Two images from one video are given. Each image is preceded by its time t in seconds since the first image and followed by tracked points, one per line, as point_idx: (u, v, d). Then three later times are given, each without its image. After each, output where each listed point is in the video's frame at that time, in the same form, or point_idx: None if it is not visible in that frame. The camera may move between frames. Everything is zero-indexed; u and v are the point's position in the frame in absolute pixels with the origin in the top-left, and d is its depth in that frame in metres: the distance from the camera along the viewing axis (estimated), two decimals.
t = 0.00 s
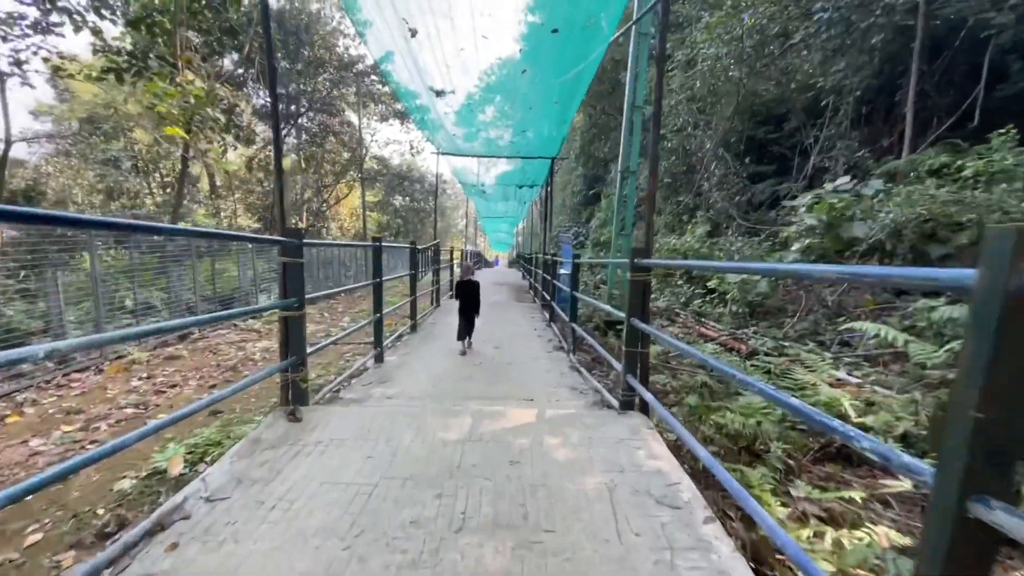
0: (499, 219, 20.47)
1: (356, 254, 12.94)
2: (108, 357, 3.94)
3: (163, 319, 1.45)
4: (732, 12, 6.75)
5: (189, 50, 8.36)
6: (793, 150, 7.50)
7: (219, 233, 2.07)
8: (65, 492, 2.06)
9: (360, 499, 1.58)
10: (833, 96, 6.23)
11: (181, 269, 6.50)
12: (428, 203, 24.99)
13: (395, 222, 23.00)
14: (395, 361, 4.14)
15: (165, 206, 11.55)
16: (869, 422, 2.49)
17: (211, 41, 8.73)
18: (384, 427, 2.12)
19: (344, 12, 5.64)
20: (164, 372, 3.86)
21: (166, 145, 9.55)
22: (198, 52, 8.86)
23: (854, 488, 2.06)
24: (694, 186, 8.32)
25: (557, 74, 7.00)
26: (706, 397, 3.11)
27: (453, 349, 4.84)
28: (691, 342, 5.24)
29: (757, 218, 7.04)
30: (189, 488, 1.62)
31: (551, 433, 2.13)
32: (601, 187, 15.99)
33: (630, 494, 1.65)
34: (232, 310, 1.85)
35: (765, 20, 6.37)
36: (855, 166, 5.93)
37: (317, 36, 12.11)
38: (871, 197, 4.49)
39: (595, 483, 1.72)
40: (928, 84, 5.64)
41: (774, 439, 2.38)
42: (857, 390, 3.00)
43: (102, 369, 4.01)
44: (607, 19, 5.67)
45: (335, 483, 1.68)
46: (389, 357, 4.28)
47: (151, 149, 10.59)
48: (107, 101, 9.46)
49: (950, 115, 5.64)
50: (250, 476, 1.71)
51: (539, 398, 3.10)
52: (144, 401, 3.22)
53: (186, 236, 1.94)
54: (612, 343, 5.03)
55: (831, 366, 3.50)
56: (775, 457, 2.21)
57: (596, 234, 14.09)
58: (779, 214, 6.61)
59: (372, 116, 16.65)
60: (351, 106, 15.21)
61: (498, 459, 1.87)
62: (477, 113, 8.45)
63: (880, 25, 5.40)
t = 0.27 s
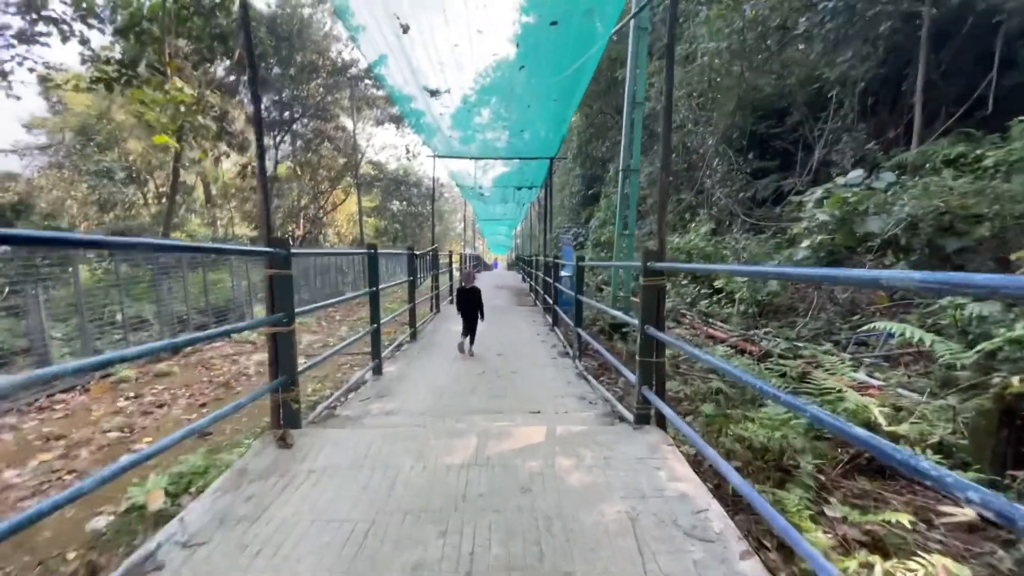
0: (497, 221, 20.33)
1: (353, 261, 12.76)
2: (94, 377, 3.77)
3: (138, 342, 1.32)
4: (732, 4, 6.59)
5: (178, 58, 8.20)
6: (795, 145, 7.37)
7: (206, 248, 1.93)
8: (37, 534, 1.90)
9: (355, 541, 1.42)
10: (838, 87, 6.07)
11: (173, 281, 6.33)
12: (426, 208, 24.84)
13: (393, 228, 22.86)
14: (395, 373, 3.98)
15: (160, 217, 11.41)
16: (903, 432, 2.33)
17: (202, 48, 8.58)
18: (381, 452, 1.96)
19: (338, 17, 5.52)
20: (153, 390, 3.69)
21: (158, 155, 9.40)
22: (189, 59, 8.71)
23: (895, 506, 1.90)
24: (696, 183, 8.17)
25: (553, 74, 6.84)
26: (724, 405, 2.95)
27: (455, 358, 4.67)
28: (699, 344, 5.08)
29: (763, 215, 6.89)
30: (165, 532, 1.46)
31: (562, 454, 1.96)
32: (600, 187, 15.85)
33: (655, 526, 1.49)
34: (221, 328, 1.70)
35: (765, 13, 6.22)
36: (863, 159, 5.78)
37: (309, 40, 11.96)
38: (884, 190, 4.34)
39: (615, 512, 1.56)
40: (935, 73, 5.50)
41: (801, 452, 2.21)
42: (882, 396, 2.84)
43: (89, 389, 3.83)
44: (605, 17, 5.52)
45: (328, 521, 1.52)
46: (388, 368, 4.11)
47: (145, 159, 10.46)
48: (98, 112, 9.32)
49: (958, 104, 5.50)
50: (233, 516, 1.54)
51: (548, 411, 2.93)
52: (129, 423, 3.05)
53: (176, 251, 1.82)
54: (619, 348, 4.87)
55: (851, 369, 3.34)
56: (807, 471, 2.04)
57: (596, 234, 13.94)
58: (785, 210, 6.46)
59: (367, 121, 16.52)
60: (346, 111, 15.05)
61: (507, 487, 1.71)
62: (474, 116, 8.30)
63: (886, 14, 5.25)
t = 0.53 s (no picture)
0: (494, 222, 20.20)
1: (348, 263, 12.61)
2: (72, 387, 3.61)
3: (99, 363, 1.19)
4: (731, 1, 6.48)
5: (168, 57, 8.05)
6: (795, 143, 7.28)
7: (177, 254, 1.78)
8: None
9: None
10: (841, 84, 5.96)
11: (161, 286, 6.16)
12: (422, 209, 24.69)
13: (389, 229, 22.72)
14: (388, 379, 3.84)
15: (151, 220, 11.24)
16: (923, 442, 2.21)
17: (191, 47, 8.43)
18: (368, 472, 1.81)
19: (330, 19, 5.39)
20: (135, 401, 3.54)
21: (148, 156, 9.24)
22: (179, 59, 8.56)
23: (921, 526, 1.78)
24: (695, 183, 8.05)
25: (548, 74, 6.70)
26: (730, 414, 2.82)
27: (451, 362, 4.54)
28: (701, 347, 4.96)
29: (763, 214, 6.79)
30: (123, 568, 1.30)
31: (563, 471, 1.82)
32: (596, 188, 15.77)
33: (668, 556, 1.35)
34: (197, 340, 1.56)
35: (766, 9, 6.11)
36: (868, 157, 5.67)
37: (302, 40, 11.81)
38: (890, 188, 4.23)
39: (623, 540, 1.42)
40: (938, 69, 5.41)
41: (817, 464, 2.08)
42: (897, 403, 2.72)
43: (67, 400, 3.67)
44: (601, 17, 5.39)
45: (307, 553, 1.37)
46: (381, 375, 3.96)
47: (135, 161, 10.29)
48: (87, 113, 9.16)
49: (961, 101, 5.42)
50: (201, 547, 1.39)
51: (547, 422, 2.80)
52: (106, 437, 2.89)
53: (145, 259, 1.67)
54: (619, 352, 4.74)
55: (861, 375, 3.23)
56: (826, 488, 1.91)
57: (593, 235, 13.84)
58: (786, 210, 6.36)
59: (362, 122, 16.37)
60: (340, 112, 14.91)
61: (504, 511, 1.56)
62: (469, 116, 8.17)
63: (889, 8, 5.15)
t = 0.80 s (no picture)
0: (491, 224, 20.06)
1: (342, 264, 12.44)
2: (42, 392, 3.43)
3: (6, 379, 0.98)
4: None
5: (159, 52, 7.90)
6: (797, 146, 7.16)
7: (133, 253, 1.60)
8: None
9: None
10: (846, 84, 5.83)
11: (145, 286, 5.98)
12: (419, 210, 24.56)
13: (385, 230, 22.58)
14: (376, 385, 3.68)
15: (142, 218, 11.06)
16: (946, 460, 2.05)
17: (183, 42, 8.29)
18: (344, 494, 1.64)
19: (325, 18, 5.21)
20: (108, 407, 3.37)
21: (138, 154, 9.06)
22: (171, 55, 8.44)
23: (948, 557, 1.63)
24: (695, 185, 7.92)
25: (544, 74, 6.53)
26: (736, 427, 2.67)
27: (444, 367, 4.39)
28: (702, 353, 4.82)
29: (765, 217, 6.67)
30: None
31: (558, 493, 1.66)
32: (595, 190, 15.66)
33: None
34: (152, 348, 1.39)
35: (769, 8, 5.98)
36: (873, 159, 5.54)
37: (298, 38, 11.67)
38: (898, 190, 4.09)
39: None
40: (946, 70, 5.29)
41: (830, 483, 1.93)
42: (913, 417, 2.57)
43: (37, 406, 3.49)
44: (597, 14, 5.20)
45: None
46: (369, 381, 3.80)
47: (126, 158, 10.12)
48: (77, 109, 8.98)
49: (969, 103, 5.30)
50: None
51: (541, 433, 2.65)
52: (72, 447, 2.72)
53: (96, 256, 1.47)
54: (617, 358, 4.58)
55: (872, 385, 3.08)
56: (844, 513, 1.76)
57: (591, 237, 13.73)
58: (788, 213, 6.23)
59: (359, 122, 16.25)
60: (336, 111, 14.76)
61: (492, 541, 1.40)
62: (465, 117, 8.01)
63: (897, 8, 5.02)
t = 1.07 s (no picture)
0: (489, 226, 19.93)
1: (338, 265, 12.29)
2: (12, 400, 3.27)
3: None
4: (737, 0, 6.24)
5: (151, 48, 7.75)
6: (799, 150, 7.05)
7: (88, 261, 1.42)
8: None
9: None
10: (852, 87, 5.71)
11: (131, 287, 5.82)
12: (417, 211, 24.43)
13: (383, 231, 22.43)
14: (365, 394, 3.54)
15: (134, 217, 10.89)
16: (971, 489, 1.91)
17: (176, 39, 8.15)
18: (319, 529, 1.49)
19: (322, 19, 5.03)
20: (82, 417, 3.21)
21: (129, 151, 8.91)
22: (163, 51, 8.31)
23: None
24: (696, 189, 7.80)
25: (541, 75, 6.35)
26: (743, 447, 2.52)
27: (438, 375, 4.25)
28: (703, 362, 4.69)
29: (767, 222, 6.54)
30: None
31: (553, 528, 1.51)
32: (593, 193, 15.56)
33: None
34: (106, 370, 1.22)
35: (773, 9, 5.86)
36: (879, 165, 5.42)
37: (295, 36, 11.53)
38: (907, 197, 3.97)
39: None
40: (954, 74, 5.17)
41: (847, 515, 1.79)
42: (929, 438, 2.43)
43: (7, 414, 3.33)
44: (596, 14, 5.01)
45: None
46: (357, 391, 3.65)
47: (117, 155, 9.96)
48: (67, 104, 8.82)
49: (977, 108, 5.18)
50: None
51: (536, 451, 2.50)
52: (37, 462, 2.56)
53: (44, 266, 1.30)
54: (616, 367, 4.43)
55: (885, 401, 2.94)
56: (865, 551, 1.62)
57: (590, 240, 13.61)
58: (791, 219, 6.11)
59: (357, 122, 16.11)
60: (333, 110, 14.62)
61: None
62: (461, 117, 7.84)
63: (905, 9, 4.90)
